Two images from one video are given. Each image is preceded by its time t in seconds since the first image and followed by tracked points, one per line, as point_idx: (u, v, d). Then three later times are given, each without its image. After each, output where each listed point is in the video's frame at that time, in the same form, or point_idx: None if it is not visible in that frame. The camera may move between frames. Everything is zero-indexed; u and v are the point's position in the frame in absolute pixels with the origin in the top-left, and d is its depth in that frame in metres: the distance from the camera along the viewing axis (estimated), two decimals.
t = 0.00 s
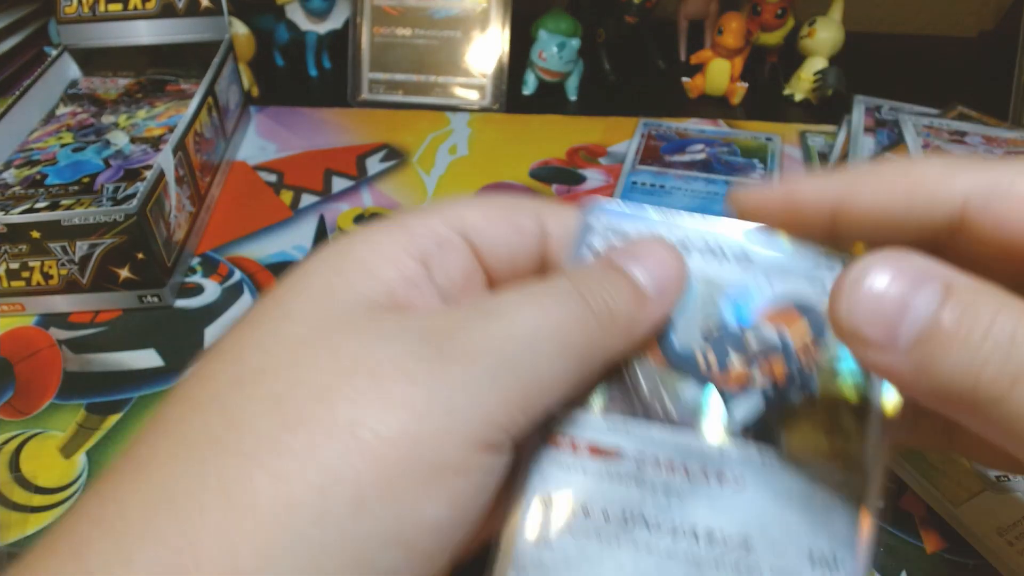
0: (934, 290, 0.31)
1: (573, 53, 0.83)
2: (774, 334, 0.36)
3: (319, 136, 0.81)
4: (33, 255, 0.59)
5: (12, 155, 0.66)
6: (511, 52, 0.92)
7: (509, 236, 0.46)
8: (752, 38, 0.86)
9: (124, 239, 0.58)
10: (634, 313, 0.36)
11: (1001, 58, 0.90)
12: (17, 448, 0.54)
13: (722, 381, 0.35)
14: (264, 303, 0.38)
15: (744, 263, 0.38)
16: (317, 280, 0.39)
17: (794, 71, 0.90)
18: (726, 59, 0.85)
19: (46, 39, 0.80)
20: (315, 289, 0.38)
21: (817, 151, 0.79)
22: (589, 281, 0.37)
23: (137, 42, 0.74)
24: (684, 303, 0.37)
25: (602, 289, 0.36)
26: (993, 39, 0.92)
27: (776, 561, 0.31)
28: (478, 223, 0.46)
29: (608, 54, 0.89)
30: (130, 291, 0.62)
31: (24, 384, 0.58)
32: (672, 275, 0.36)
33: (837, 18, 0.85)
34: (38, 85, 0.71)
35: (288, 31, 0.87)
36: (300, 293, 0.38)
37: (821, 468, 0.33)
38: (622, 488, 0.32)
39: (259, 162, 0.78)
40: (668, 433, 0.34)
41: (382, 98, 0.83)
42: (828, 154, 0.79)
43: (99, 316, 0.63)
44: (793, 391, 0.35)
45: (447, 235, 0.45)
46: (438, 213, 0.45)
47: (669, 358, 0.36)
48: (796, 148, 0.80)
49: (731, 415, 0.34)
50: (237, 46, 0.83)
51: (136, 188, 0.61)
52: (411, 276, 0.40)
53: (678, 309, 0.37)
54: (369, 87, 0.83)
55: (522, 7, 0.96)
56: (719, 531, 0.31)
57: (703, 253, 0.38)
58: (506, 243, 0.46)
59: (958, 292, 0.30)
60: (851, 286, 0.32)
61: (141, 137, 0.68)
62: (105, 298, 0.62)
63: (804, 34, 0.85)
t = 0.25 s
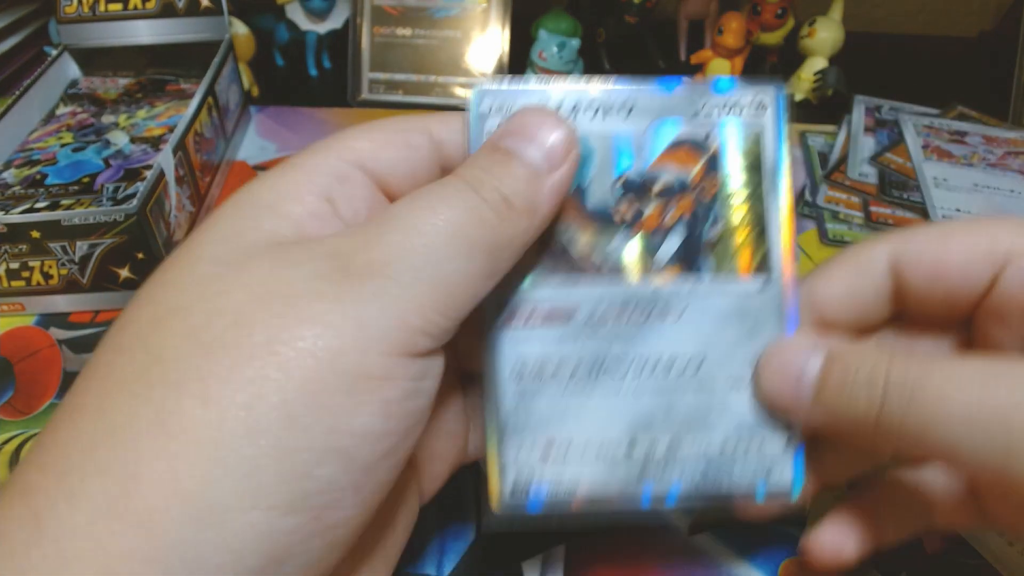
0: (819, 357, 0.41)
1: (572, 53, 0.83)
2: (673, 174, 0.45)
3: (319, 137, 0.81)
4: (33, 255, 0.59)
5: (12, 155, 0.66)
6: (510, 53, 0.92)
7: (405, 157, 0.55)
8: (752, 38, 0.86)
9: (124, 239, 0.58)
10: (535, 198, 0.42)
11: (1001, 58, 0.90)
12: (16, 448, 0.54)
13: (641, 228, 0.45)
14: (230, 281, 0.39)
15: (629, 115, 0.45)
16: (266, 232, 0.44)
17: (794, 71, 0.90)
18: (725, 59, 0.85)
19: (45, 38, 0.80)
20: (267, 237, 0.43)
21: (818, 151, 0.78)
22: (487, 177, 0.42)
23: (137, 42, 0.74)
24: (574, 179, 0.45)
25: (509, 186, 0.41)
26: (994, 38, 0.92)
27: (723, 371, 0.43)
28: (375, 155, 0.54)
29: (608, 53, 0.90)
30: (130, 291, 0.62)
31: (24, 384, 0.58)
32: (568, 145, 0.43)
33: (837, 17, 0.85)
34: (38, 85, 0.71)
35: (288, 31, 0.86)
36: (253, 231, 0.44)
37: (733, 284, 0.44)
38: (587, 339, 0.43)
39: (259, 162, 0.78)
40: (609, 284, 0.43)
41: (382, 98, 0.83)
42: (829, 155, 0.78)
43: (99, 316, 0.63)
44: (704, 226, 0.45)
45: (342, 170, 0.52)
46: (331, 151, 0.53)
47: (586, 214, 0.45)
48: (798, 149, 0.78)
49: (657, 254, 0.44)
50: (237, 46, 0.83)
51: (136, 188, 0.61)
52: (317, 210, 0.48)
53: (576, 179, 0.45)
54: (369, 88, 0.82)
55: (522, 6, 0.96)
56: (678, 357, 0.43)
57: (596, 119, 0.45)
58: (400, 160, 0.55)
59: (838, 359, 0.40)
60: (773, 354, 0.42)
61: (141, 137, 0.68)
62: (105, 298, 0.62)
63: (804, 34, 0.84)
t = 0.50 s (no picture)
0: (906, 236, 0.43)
1: (573, 53, 0.83)
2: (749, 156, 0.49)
3: (319, 136, 0.81)
4: (33, 255, 0.59)
5: (12, 154, 0.66)
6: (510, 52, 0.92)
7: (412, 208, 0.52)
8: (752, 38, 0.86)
9: (124, 239, 0.58)
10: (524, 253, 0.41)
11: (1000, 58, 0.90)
12: (16, 448, 0.54)
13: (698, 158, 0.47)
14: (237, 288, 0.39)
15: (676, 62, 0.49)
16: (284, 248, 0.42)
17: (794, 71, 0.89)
18: (725, 59, 0.85)
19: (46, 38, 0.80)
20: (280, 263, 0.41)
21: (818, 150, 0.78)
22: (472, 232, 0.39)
23: (137, 42, 0.74)
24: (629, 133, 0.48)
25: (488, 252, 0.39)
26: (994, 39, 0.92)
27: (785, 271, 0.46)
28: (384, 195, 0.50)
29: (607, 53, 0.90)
30: (130, 291, 0.62)
31: (24, 384, 0.58)
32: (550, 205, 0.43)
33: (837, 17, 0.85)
34: (38, 85, 0.71)
35: (288, 30, 0.86)
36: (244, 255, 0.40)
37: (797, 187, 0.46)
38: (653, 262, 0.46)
39: (259, 162, 0.78)
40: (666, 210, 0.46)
41: (382, 98, 0.83)
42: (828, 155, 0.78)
43: (98, 316, 0.63)
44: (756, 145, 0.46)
45: (362, 211, 0.48)
46: (349, 193, 0.49)
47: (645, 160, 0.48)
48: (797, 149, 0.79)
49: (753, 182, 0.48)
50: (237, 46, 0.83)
51: (136, 188, 0.60)
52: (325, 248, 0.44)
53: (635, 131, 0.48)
54: (369, 87, 0.83)
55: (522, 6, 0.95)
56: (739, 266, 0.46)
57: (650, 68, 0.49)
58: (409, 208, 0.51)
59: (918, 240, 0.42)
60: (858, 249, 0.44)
61: (141, 137, 0.68)
62: (105, 298, 0.62)
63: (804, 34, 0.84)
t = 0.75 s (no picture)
0: (799, 370, 0.43)
1: (572, 53, 0.83)
2: (678, 186, 0.43)
3: (319, 136, 0.81)
4: (33, 255, 0.59)
5: (12, 155, 0.66)
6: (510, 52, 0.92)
7: (390, 264, 0.53)
8: (751, 38, 0.86)
9: (124, 239, 0.58)
10: (487, 380, 0.43)
11: (1000, 59, 0.90)
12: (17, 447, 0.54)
13: (644, 241, 0.43)
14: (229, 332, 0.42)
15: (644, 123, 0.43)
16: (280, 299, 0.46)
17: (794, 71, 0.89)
18: (725, 59, 0.85)
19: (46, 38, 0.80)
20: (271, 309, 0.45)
21: (818, 150, 0.78)
22: (451, 329, 0.43)
23: (136, 42, 0.74)
24: (573, 192, 0.43)
25: (460, 352, 0.42)
26: (993, 40, 0.92)
27: (704, 382, 0.44)
28: (359, 244, 0.52)
29: (608, 53, 0.89)
30: (130, 291, 0.62)
31: (24, 384, 0.58)
32: (528, 335, 0.42)
33: (837, 17, 0.86)
34: (38, 85, 0.71)
35: (288, 31, 0.87)
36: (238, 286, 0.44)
37: (729, 296, 0.43)
38: (577, 349, 0.44)
39: (259, 162, 0.78)
40: (605, 294, 0.43)
41: (382, 98, 0.83)
42: (829, 155, 0.78)
43: (98, 317, 0.63)
44: (702, 239, 0.43)
45: (329, 256, 0.50)
46: (322, 228, 0.51)
47: (593, 225, 0.43)
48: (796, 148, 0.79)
49: (655, 267, 0.43)
50: (237, 46, 0.83)
51: (136, 188, 0.61)
52: (294, 298, 0.46)
53: (583, 188, 0.43)
54: (369, 87, 0.82)
55: (522, 7, 0.96)
56: (661, 368, 0.44)
57: (615, 126, 0.43)
58: (386, 258, 0.53)
59: (815, 371, 0.43)
60: (756, 367, 0.43)
61: (141, 137, 0.68)
62: (105, 298, 0.62)
63: (804, 34, 0.85)
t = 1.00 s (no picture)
0: (777, 410, 0.43)
1: (573, 53, 0.83)
2: (650, 231, 0.43)
3: (319, 136, 0.81)
4: (34, 256, 0.59)
5: (13, 155, 0.66)
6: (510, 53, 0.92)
7: (352, 301, 0.51)
8: (752, 39, 0.86)
9: (124, 240, 0.58)
10: (437, 417, 0.43)
11: (1001, 58, 0.90)
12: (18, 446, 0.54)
13: (616, 285, 0.43)
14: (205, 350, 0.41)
15: (612, 168, 0.43)
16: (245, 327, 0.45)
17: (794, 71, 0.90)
18: (725, 59, 0.85)
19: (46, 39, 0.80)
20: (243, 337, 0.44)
21: (818, 150, 0.79)
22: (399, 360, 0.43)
23: (137, 42, 0.74)
24: (539, 238, 0.43)
25: (409, 388, 0.42)
26: (993, 40, 0.93)
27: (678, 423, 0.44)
28: (323, 276, 0.50)
29: (608, 53, 0.89)
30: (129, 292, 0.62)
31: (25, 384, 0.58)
32: (486, 372, 0.42)
33: (837, 18, 0.86)
34: (38, 85, 0.71)
35: (288, 31, 0.87)
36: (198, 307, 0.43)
37: (705, 340, 0.44)
38: (550, 389, 0.44)
39: (259, 162, 0.78)
40: (577, 337, 0.43)
41: (382, 98, 0.83)
42: (829, 155, 0.78)
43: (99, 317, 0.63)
44: (675, 284, 0.43)
45: (289, 288, 0.49)
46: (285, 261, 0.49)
47: (561, 268, 0.43)
48: (796, 149, 0.79)
49: (625, 310, 0.43)
50: (237, 46, 0.83)
51: (136, 189, 0.61)
52: (247, 325, 0.45)
53: (547, 235, 0.43)
54: (369, 88, 0.83)
55: (522, 7, 0.96)
56: (634, 409, 0.44)
57: (578, 171, 0.43)
58: (347, 294, 0.50)
59: (794, 411, 0.42)
60: (733, 408, 0.43)
61: (141, 137, 0.68)
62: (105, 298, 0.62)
63: (804, 34, 0.85)
